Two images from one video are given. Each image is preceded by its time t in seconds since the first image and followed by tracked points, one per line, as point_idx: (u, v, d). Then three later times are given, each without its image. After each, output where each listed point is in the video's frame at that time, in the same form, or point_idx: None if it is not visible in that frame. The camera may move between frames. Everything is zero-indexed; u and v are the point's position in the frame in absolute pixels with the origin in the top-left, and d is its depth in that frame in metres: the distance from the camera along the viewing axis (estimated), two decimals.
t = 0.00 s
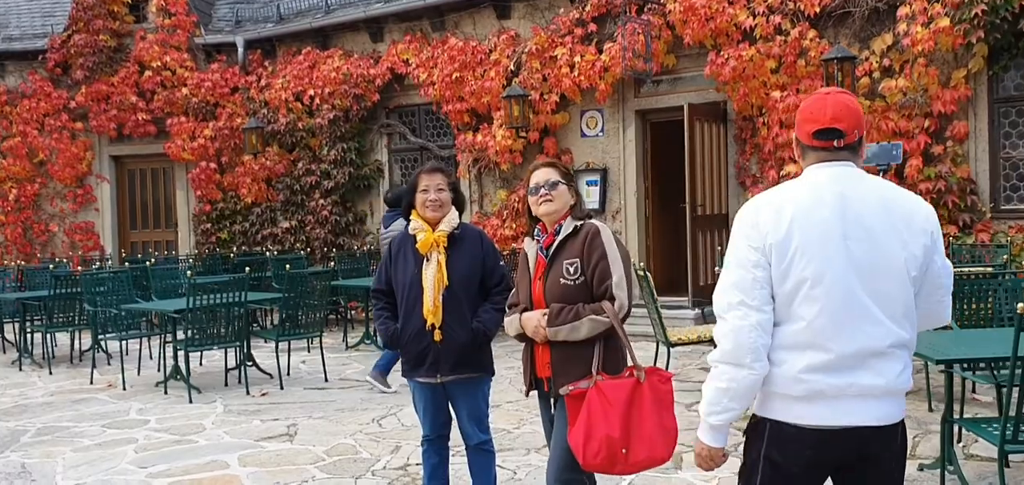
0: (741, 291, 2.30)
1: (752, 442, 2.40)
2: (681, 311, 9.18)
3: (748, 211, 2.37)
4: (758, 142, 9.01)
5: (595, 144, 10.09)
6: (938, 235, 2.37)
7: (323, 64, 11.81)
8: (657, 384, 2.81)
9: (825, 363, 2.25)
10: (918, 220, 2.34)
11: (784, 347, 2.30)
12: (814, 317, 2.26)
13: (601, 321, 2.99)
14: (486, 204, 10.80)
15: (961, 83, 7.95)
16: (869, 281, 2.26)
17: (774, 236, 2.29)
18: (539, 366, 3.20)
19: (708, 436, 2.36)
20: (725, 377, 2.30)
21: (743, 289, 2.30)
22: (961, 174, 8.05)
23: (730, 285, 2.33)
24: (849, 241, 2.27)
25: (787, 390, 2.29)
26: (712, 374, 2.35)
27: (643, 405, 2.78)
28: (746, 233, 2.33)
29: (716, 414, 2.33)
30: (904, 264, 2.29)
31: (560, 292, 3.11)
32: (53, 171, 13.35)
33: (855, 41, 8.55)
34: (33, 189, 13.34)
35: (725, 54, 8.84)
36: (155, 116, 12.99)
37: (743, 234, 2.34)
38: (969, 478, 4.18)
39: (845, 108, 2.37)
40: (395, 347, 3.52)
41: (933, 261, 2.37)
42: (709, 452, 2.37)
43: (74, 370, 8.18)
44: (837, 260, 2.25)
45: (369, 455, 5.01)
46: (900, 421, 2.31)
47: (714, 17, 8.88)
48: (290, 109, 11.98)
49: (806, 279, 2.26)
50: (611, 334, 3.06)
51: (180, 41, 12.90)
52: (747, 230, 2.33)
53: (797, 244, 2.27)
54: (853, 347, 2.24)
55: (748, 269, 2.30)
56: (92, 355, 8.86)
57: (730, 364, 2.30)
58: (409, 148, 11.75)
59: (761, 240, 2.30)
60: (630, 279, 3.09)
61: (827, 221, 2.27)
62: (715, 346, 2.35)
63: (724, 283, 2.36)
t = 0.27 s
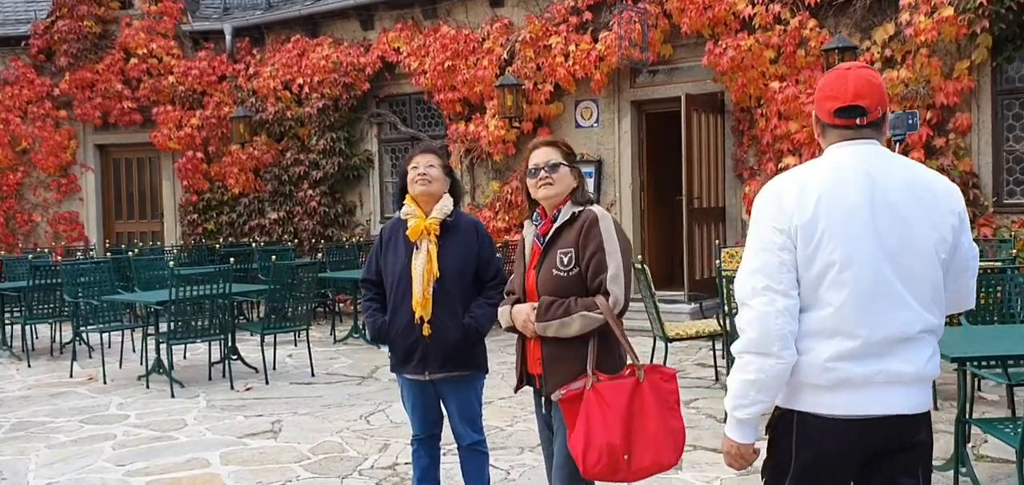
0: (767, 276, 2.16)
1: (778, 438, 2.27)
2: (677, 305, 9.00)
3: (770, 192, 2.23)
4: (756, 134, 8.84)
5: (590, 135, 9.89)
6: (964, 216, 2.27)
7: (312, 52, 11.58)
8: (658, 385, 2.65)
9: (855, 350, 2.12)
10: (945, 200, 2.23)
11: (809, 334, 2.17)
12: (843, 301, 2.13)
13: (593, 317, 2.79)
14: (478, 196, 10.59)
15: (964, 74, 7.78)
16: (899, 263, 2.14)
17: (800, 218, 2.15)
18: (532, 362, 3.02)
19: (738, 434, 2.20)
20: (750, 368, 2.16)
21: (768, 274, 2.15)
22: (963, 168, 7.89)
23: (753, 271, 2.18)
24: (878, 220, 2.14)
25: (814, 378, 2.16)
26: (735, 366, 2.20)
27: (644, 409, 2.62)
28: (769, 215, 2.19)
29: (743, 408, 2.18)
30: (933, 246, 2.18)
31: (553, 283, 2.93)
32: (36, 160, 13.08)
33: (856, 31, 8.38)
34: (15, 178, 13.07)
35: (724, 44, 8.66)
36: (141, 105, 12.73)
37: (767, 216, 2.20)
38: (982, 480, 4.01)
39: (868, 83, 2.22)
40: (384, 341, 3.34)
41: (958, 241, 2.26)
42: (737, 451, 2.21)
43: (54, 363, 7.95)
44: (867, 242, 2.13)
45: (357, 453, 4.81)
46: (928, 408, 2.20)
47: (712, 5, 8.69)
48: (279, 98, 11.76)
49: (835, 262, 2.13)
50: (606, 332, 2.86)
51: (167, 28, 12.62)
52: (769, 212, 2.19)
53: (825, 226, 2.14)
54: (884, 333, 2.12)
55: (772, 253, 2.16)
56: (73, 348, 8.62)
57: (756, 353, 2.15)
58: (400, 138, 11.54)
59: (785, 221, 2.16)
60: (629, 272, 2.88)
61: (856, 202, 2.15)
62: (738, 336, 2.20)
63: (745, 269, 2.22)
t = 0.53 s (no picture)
0: (750, 289, 1.93)
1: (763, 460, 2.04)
2: (653, 311, 8.86)
3: (750, 200, 2.00)
4: (731, 137, 8.73)
5: (565, 137, 9.73)
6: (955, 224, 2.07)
7: (281, 51, 11.34)
8: (619, 415, 2.57)
9: (846, 368, 1.91)
10: (938, 205, 2.03)
11: (797, 350, 1.95)
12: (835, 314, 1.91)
13: (568, 336, 2.64)
14: (451, 199, 10.41)
15: (942, 79, 7.70)
16: (892, 274, 1.93)
17: (785, 226, 1.93)
18: (503, 381, 2.85)
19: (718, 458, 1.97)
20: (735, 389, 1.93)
21: (752, 286, 1.93)
22: (940, 173, 7.81)
23: (734, 283, 1.96)
24: (870, 224, 1.94)
25: (801, 397, 1.94)
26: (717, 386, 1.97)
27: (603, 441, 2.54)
28: (750, 222, 1.97)
29: (726, 430, 1.94)
30: (928, 255, 1.98)
31: (525, 298, 2.76)
32: None
33: (833, 34, 8.29)
34: None
35: (700, 46, 8.53)
36: (105, 104, 12.40)
37: (749, 224, 1.97)
38: None
39: (851, 85, 2.00)
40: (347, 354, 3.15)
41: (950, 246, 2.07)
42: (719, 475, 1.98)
43: (9, 371, 7.65)
44: (858, 251, 1.91)
45: (321, 469, 4.60)
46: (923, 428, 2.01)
47: (688, 7, 8.57)
48: (247, 98, 11.51)
49: (823, 274, 1.91)
50: (581, 350, 2.71)
51: (132, 25, 12.31)
52: (751, 221, 1.97)
53: (812, 235, 1.92)
54: (878, 350, 1.91)
55: (756, 264, 1.93)
56: (30, 355, 8.32)
57: (741, 372, 1.93)
58: (371, 140, 11.32)
59: (769, 228, 1.94)
60: (608, 287, 2.72)
61: (846, 209, 1.94)
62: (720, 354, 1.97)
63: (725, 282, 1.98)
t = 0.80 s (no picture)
0: (731, 306, 1.75)
1: None
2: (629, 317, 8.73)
3: (729, 210, 1.82)
4: (708, 141, 8.61)
5: (540, 141, 9.58)
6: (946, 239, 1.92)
7: (250, 52, 11.11)
8: (574, 441, 2.48)
9: (834, 393, 1.74)
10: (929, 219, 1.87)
11: (779, 373, 1.77)
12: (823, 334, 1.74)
13: (536, 353, 2.49)
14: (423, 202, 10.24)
15: (920, 84, 7.62)
16: (882, 293, 1.77)
17: (769, 239, 1.75)
18: (469, 402, 2.69)
19: None
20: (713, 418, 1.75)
21: (733, 304, 1.75)
22: (918, 178, 7.74)
23: (714, 301, 1.78)
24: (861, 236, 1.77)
25: (785, 425, 1.77)
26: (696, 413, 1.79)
27: (561, 470, 2.44)
28: (732, 233, 1.79)
29: (704, 461, 1.77)
30: (919, 271, 1.81)
31: (493, 312, 2.60)
32: None
33: (810, 38, 8.20)
34: None
35: (676, 49, 8.40)
36: (68, 105, 12.06)
37: (728, 236, 1.79)
38: None
39: (835, 90, 1.83)
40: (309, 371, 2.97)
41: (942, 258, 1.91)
42: None
43: None
44: (847, 267, 1.74)
45: None
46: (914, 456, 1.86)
47: (664, 10, 8.45)
48: (215, 99, 11.27)
49: (809, 291, 1.74)
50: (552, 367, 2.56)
51: (97, 24, 11.99)
52: (730, 233, 1.79)
53: (798, 249, 1.75)
54: (870, 372, 1.74)
55: (737, 280, 1.75)
56: None
57: (721, 396, 1.75)
58: (341, 142, 11.11)
59: (751, 241, 1.76)
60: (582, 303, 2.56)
61: (834, 221, 1.76)
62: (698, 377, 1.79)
63: (704, 299, 1.80)
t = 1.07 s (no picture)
0: (728, 341, 1.65)
1: None
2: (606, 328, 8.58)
3: (723, 233, 1.72)
4: (686, 149, 8.48)
5: (515, 147, 9.40)
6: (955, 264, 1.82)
7: (219, 55, 10.86)
8: (549, 478, 2.31)
9: (840, 436, 1.64)
10: (937, 244, 1.78)
11: (780, 412, 1.67)
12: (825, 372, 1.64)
13: (502, 380, 2.34)
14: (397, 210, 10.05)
15: (899, 92, 7.53)
16: (890, 324, 1.67)
17: (767, 267, 1.65)
18: (431, 433, 2.52)
19: None
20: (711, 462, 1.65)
21: (729, 338, 1.65)
22: (897, 188, 7.64)
23: (708, 335, 1.67)
24: (864, 265, 1.67)
25: (785, 469, 1.67)
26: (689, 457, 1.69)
27: None
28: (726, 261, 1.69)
29: None
30: (929, 301, 1.71)
31: (458, 336, 2.44)
32: None
33: (789, 45, 8.09)
34: None
35: (654, 56, 8.27)
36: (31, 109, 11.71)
37: (722, 262, 1.69)
38: None
39: (832, 102, 1.74)
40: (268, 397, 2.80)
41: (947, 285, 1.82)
42: None
43: None
44: (853, 297, 1.64)
45: None
46: None
47: (642, 16, 8.32)
48: (183, 103, 11.02)
49: (812, 324, 1.64)
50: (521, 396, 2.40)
51: (62, 25, 11.62)
52: (725, 259, 1.68)
53: (799, 278, 1.65)
54: (876, 413, 1.64)
55: (733, 312, 1.65)
56: None
57: (717, 440, 1.65)
58: (312, 148, 10.88)
59: (748, 271, 1.66)
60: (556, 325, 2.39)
61: (839, 247, 1.66)
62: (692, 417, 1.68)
63: (696, 331, 1.70)
